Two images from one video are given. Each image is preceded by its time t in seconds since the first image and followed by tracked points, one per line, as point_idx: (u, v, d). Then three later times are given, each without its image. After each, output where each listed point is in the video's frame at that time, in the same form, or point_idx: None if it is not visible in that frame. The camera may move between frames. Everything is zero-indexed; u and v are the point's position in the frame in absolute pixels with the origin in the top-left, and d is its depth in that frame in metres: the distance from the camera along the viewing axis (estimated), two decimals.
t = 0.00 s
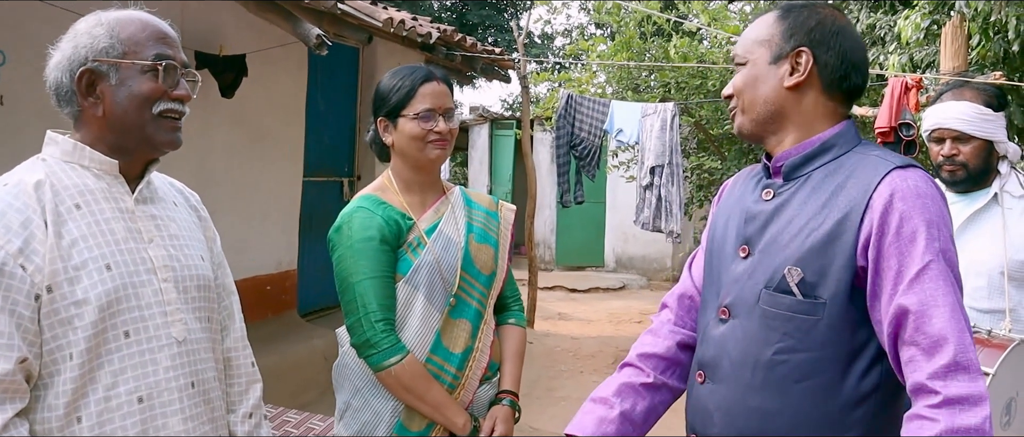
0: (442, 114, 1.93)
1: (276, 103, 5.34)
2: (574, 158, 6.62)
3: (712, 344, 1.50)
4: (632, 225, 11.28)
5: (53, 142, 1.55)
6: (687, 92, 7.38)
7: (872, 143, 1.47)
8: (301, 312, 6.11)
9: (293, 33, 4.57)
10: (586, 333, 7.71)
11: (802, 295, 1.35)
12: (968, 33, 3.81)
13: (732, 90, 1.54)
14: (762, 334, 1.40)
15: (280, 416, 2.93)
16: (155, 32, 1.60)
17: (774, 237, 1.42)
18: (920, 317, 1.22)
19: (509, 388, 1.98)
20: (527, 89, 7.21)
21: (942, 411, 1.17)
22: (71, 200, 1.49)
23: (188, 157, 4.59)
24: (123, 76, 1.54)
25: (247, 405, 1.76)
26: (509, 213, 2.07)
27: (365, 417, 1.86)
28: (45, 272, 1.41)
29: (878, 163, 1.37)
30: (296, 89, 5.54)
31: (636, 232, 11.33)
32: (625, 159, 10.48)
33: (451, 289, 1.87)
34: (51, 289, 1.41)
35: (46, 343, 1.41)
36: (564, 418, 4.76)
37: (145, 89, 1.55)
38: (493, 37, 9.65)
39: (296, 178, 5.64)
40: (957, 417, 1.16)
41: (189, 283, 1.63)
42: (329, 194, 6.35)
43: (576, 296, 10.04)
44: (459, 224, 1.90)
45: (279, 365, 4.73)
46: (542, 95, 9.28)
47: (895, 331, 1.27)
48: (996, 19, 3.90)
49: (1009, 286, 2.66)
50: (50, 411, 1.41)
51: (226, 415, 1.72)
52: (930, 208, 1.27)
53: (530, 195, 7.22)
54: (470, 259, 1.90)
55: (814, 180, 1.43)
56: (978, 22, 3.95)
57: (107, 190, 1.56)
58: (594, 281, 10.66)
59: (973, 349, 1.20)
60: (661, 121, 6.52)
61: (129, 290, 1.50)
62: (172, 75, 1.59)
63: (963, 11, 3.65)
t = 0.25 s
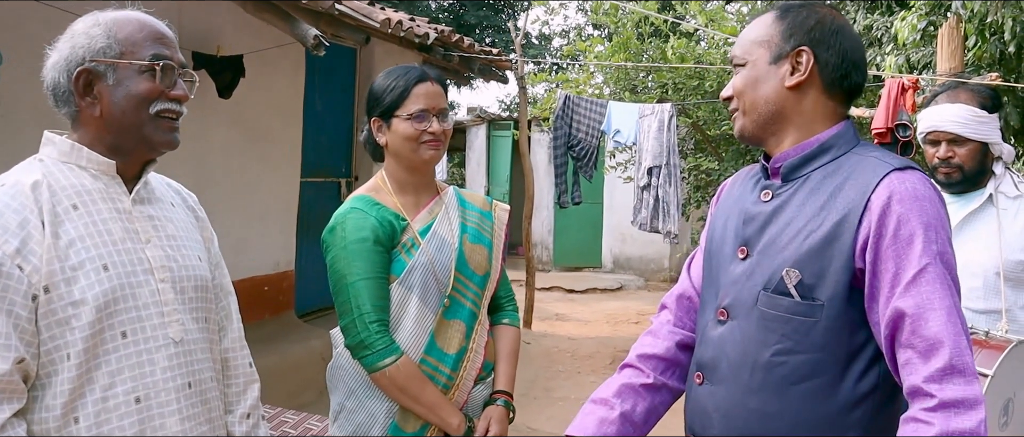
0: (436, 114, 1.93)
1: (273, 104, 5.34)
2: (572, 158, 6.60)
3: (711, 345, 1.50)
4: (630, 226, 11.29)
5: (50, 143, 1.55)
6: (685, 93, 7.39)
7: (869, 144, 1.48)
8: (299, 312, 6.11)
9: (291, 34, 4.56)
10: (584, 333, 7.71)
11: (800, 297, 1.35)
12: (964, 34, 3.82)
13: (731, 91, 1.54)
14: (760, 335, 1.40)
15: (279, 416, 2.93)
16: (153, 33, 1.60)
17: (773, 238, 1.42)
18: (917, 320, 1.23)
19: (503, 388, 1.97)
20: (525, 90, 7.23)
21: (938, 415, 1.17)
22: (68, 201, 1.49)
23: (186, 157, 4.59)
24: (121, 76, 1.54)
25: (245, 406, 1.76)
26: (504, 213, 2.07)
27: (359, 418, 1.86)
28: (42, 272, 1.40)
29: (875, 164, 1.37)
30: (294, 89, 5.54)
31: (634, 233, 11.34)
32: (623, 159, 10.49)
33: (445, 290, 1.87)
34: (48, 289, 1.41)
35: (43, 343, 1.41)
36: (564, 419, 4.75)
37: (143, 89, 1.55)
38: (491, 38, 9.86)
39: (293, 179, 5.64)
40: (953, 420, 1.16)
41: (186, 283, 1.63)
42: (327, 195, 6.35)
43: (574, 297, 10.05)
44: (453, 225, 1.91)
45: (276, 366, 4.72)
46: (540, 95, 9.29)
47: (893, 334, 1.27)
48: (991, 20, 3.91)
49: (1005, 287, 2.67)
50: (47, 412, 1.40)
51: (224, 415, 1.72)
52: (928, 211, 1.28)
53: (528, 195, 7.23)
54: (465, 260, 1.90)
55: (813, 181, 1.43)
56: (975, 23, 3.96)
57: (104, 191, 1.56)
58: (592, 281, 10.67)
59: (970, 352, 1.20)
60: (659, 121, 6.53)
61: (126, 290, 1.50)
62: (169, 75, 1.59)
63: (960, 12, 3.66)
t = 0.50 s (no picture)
0: (437, 114, 1.94)
1: (273, 104, 5.34)
2: (572, 158, 6.59)
3: (710, 345, 1.50)
4: (629, 226, 11.30)
5: (51, 143, 1.55)
6: (684, 93, 7.40)
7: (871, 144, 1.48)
8: (298, 313, 6.11)
9: (291, 34, 4.57)
10: (583, 333, 7.72)
11: (797, 297, 1.36)
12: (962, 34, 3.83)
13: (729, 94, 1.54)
14: (758, 335, 1.41)
15: (279, 416, 2.93)
16: (154, 33, 1.60)
17: (771, 238, 1.43)
18: (911, 320, 1.23)
19: (501, 388, 1.97)
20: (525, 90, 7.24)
21: (931, 415, 1.18)
22: (69, 201, 1.49)
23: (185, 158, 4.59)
24: (122, 76, 1.54)
25: (245, 405, 1.76)
26: (503, 213, 2.07)
27: (358, 417, 1.87)
28: (44, 272, 1.41)
29: (872, 165, 1.38)
30: (294, 90, 5.55)
31: (633, 233, 11.35)
32: (622, 159, 10.50)
33: (444, 290, 1.87)
34: (49, 289, 1.41)
35: (45, 342, 1.41)
36: (564, 419, 4.75)
37: (144, 89, 1.56)
38: (491, 38, 9.93)
39: (293, 180, 5.64)
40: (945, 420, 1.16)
41: (187, 283, 1.63)
42: (326, 195, 6.35)
43: (573, 297, 10.05)
44: (452, 224, 1.91)
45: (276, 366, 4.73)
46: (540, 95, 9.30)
47: (888, 334, 1.27)
48: (990, 21, 3.91)
49: (1003, 286, 2.68)
50: (48, 411, 1.41)
51: (225, 415, 1.72)
52: (924, 212, 1.28)
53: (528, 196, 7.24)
54: (464, 259, 1.90)
55: (811, 182, 1.44)
56: (973, 23, 3.96)
57: (105, 191, 1.56)
58: (591, 281, 10.68)
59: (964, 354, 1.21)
60: (658, 121, 6.55)
61: (127, 289, 1.50)
62: (170, 76, 1.59)
63: (959, 12, 3.67)
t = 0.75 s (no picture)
0: (439, 115, 1.94)
1: (273, 104, 5.35)
2: (572, 158, 6.60)
3: (708, 345, 1.54)
4: (629, 226, 11.31)
5: (54, 143, 1.56)
6: (684, 93, 7.42)
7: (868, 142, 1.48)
8: (298, 313, 6.12)
9: (291, 34, 4.57)
10: (583, 333, 7.73)
11: (791, 297, 1.37)
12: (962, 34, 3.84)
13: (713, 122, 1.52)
14: (753, 335, 1.43)
15: (279, 416, 2.94)
16: (157, 34, 1.61)
17: (767, 239, 1.44)
18: (899, 322, 1.21)
19: (502, 386, 1.98)
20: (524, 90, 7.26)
21: (921, 416, 1.17)
22: (72, 200, 1.50)
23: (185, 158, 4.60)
24: (125, 77, 1.55)
25: (246, 405, 1.77)
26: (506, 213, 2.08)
27: (361, 413, 1.88)
28: (47, 272, 1.42)
29: (866, 165, 1.36)
30: (294, 90, 5.56)
31: (633, 233, 11.37)
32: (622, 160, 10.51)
33: (446, 287, 1.88)
34: (52, 289, 1.42)
35: (48, 342, 1.42)
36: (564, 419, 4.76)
37: (147, 90, 1.56)
38: (490, 39, 10.03)
39: (294, 180, 5.65)
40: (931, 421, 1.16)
41: (189, 283, 1.64)
42: (326, 195, 6.36)
43: (573, 297, 10.06)
44: (455, 223, 1.92)
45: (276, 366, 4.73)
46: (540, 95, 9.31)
47: (879, 334, 1.26)
48: (989, 22, 3.93)
49: (1000, 285, 2.69)
50: (52, 410, 1.42)
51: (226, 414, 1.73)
52: (916, 212, 1.25)
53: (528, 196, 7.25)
54: (466, 258, 1.91)
55: (805, 182, 1.44)
56: (972, 24, 3.98)
57: (108, 191, 1.57)
58: (591, 281, 10.69)
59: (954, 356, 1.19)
60: (658, 122, 6.55)
61: (129, 289, 1.51)
62: (173, 76, 1.60)
63: (958, 13, 3.67)
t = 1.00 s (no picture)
0: (443, 115, 1.95)
1: (273, 104, 5.35)
2: (572, 158, 6.61)
3: (698, 350, 1.60)
4: (629, 226, 11.31)
5: (58, 142, 1.57)
6: (684, 93, 7.42)
7: (833, 137, 1.51)
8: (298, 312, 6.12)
9: (292, 34, 4.58)
10: (583, 333, 7.73)
11: (767, 296, 1.42)
12: (961, 34, 3.85)
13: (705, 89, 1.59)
14: (738, 337, 1.48)
15: (279, 414, 2.94)
16: (161, 34, 1.62)
17: (741, 241, 1.49)
18: (868, 310, 1.25)
19: (506, 383, 2.00)
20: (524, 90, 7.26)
21: (906, 404, 1.19)
22: (76, 200, 1.51)
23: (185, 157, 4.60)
24: (129, 76, 1.56)
25: (248, 403, 1.78)
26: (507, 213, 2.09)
27: (365, 410, 1.89)
28: (51, 271, 1.42)
29: (826, 159, 1.41)
30: (294, 89, 5.56)
31: (633, 233, 11.37)
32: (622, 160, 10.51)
33: (449, 285, 1.89)
34: (56, 287, 1.43)
35: (52, 340, 1.43)
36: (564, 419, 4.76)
37: (151, 90, 1.57)
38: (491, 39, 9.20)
39: (294, 180, 5.66)
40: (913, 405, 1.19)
41: (192, 282, 1.65)
42: (326, 195, 6.36)
43: (573, 297, 10.06)
44: (458, 222, 1.92)
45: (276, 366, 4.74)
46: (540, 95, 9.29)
47: (852, 324, 1.30)
48: (988, 21, 3.93)
49: (998, 283, 2.70)
50: (55, 408, 1.42)
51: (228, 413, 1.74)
52: (875, 200, 1.29)
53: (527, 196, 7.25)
54: (469, 256, 1.92)
55: (773, 182, 1.48)
56: (971, 23, 3.98)
57: (111, 190, 1.57)
58: (591, 281, 10.69)
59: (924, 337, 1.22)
60: (658, 121, 6.56)
61: (133, 288, 1.52)
62: (177, 76, 1.61)
63: (957, 13, 3.68)
